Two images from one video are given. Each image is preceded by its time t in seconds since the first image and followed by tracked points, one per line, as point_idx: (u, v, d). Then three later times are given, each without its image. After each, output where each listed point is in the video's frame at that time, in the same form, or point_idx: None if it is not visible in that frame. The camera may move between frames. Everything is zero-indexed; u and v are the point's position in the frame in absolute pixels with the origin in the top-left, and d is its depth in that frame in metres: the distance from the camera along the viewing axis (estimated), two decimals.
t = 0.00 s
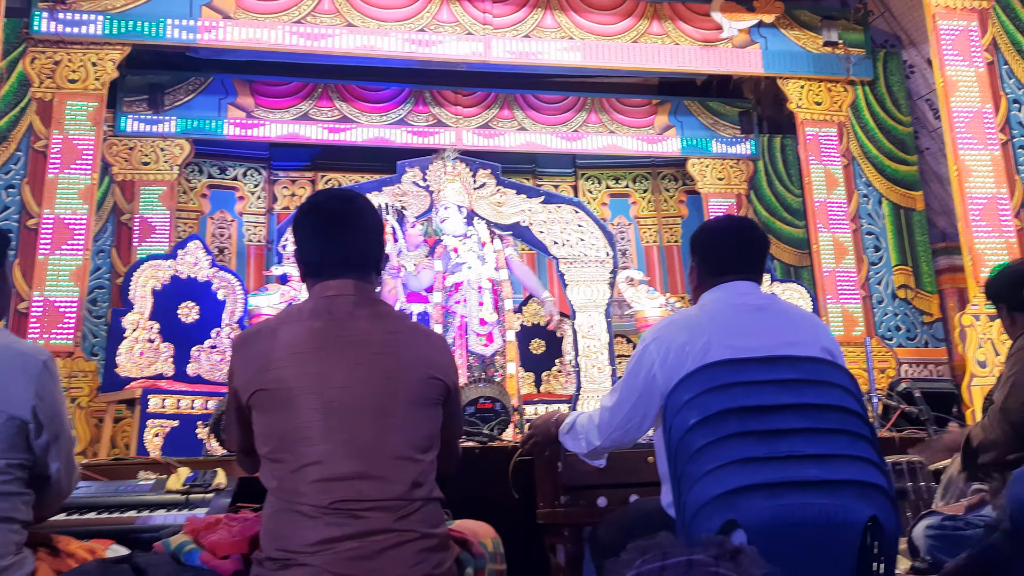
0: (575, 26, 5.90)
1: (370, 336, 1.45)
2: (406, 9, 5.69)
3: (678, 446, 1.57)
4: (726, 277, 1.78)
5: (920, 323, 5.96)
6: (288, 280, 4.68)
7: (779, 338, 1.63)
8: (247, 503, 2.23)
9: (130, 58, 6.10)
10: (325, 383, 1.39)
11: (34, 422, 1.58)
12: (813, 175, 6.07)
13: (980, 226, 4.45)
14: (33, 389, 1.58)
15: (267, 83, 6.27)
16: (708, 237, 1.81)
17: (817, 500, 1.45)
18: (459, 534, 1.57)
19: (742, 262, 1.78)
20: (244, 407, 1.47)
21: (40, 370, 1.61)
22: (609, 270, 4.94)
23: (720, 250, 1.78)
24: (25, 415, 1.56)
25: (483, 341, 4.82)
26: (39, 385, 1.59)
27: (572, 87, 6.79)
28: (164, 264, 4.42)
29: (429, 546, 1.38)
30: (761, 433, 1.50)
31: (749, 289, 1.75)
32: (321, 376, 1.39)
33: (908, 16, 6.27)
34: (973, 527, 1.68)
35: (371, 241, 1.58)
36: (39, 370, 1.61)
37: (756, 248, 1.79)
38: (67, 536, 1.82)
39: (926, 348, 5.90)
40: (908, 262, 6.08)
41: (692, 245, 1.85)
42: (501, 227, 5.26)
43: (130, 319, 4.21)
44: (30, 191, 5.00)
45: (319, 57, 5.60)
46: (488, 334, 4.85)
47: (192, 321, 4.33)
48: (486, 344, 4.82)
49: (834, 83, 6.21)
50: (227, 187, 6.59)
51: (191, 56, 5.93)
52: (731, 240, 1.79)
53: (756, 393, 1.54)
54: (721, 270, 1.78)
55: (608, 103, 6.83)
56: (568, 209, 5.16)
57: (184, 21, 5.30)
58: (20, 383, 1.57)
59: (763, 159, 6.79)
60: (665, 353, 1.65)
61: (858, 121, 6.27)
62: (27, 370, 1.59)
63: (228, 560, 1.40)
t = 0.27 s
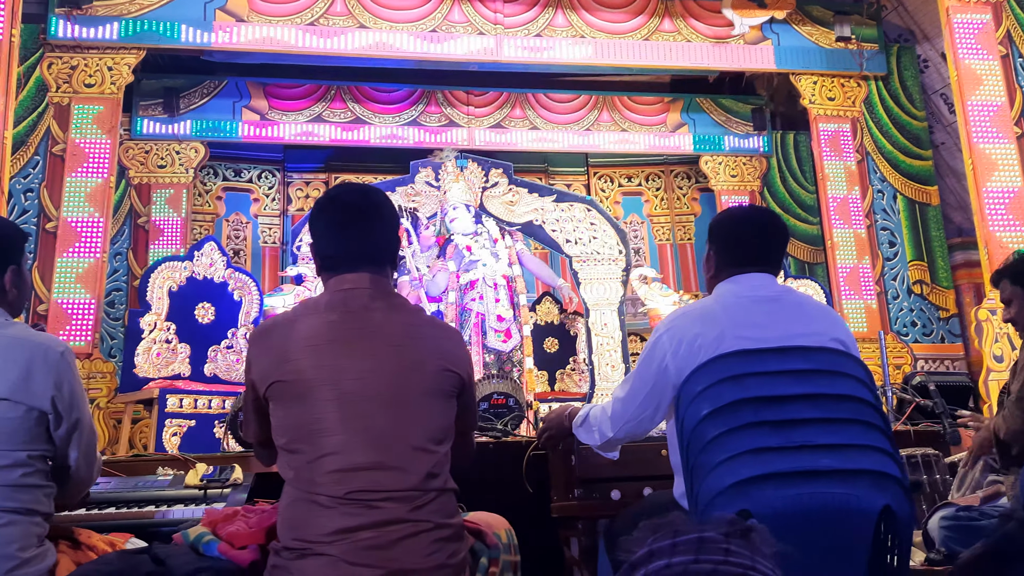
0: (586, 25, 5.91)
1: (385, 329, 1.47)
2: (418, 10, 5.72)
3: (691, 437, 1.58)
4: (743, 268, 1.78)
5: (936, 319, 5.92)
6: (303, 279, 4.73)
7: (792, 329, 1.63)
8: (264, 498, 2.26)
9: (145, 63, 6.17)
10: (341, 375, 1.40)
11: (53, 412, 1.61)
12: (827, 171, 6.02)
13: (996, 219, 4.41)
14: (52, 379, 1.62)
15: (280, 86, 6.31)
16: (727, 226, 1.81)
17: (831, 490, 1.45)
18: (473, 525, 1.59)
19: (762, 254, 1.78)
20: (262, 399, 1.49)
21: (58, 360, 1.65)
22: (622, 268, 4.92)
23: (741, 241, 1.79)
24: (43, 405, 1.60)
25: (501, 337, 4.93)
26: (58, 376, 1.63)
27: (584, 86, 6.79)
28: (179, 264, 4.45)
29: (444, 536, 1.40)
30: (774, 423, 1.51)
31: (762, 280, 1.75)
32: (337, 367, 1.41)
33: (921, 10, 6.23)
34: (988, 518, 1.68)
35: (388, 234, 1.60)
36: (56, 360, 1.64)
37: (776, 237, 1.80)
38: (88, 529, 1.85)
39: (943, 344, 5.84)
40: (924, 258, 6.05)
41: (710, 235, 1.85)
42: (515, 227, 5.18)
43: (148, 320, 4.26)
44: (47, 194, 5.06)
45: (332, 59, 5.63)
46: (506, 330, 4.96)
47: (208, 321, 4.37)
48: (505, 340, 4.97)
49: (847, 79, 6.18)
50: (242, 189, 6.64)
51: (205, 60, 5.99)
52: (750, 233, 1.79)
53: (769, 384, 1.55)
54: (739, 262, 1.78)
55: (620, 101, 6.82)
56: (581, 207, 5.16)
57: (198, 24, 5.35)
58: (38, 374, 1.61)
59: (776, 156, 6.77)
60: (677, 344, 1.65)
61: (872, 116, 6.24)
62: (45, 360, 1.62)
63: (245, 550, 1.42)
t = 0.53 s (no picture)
0: (588, 24, 5.91)
1: (383, 326, 1.47)
2: (421, 11, 5.73)
3: (689, 433, 1.58)
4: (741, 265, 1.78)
5: (942, 317, 5.89)
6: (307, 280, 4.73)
7: (790, 325, 1.63)
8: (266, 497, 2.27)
9: (150, 66, 6.19)
10: (339, 371, 1.41)
11: (55, 410, 1.63)
12: (831, 169, 6.00)
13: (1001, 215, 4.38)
14: (53, 378, 1.64)
15: (284, 88, 6.33)
16: (729, 221, 1.80)
17: (828, 484, 1.45)
18: (472, 521, 1.59)
19: (762, 250, 1.78)
20: (261, 396, 1.50)
21: (59, 359, 1.66)
22: (626, 267, 4.92)
23: (742, 237, 1.78)
24: (45, 403, 1.61)
25: (505, 337, 4.86)
26: (59, 374, 1.65)
27: (587, 86, 6.79)
28: (184, 266, 4.47)
29: (441, 531, 1.40)
30: (771, 418, 1.51)
31: (760, 276, 1.75)
32: (335, 364, 1.42)
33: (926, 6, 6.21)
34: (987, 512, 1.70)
35: (387, 233, 1.60)
36: (57, 359, 1.66)
37: (777, 234, 1.80)
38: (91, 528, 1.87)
39: (949, 341, 5.81)
40: (929, 255, 6.02)
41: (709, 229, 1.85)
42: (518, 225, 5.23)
43: (153, 321, 4.27)
44: (53, 197, 5.09)
45: (335, 60, 5.65)
46: (509, 329, 4.89)
47: (214, 323, 4.40)
48: (509, 339, 4.86)
49: (851, 76, 6.15)
50: (247, 192, 6.66)
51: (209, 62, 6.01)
52: (749, 230, 1.79)
53: (766, 379, 1.55)
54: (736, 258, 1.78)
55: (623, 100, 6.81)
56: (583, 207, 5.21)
57: (202, 27, 5.37)
58: (40, 372, 1.62)
59: (780, 154, 6.75)
60: (675, 341, 1.65)
61: (876, 113, 6.22)
62: (45, 360, 1.64)
63: (244, 546, 1.43)
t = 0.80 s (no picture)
0: (586, 27, 5.92)
1: (376, 327, 1.48)
2: (419, 14, 5.74)
3: (681, 432, 1.59)
4: (735, 265, 1.79)
5: (941, 317, 5.89)
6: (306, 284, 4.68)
7: (781, 324, 1.64)
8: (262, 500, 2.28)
9: (149, 71, 6.21)
10: (332, 372, 1.42)
11: (53, 414, 1.64)
12: (829, 170, 6.02)
13: (999, 216, 4.38)
14: (52, 382, 1.65)
15: (284, 92, 6.34)
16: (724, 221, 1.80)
17: (819, 483, 1.46)
18: (466, 522, 1.60)
19: (755, 251, 1.80)
20: (255, 397, 1.51)
21: (58, 364, 1.68)
22: (625, 269, 4.99)
23: (736, 238, 1.79)
24: (44, 407, 1.62)
25: (501, 339, 4.91)
26: (57, 379, 1.66)
27: (586, 88, 6.81)
28: (184, 271, 4.47)
29: (434, 532, 1.41)
30: (762, 417, 1.51)
31: (752, 276, 1.76)
32: (328, 365, 1.43)
33: (924, 8, 6.21)
34: (980, 511, 1.68)
35: (380, 234, 1.61)
36: (57, 364, 1.67)
37: (768, 236, 1.81)
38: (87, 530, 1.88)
39: (949, 342, 5.81)
40: (928, 256, 6.02)
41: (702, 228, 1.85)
42: (518, 228, 5.42)
43: (153, 326, 4.23)
44: (54, 203, 5.10)
45: (334, 65, 5.67)
46: (506, 331, 4.95)
47: (213, 327, 4.41)
48: (505, 342, 4.90)
49: (849, 78, 6.17)
50: (248, 196, 6.68)
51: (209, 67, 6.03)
52: (740, 231, 1.80)
53: (758, 378, 1.55)
54: (730, 258, 1.79)
55: (622, 103, 6.82)
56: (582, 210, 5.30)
57: (201, 32, 5.39)
58: (39, 376, 1.63)
59: (779, 156, 6.76)
60: (667, 341, 1.66)
61: (875, 115, 6.22)
62: (45, 363, 1.65)
63: (239, 547, 1.44)
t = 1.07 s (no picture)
0: (584, 37, 5.94)
1: (372, 337, 1.50)
2: (418, 25, 5.76)
3: (675, 440, 1.60)
4: (725, 273, 1.81)
5: (940, 324, 5.90)
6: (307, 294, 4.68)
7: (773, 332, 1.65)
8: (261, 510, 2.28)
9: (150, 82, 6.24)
10: (328, 382, 1.44)
11: (54, 423, 1.66)
12: (826, 177, 6.06)
13: (997, 222, 4.39)
14: (52, 390, 1.67)
15: (284, 102, 6.37)
16: (714, 231, 1.82)
17: (812, 490, 1.47)
18: (463, 530, 1.62)
19: (745, 260, 1.82)
20: (252, 408, 1.52)
21: (56, 372, 1.70)
22: (625, 276, 5.16)
23: (726, 247, 1.81)
24: (45, 415, 1.64)
25: (496, 347, 4.86)
26: (57, 387, 1.68)
27: (585, 97, 6.84)
28: (185, 281, 4.51)
29: (430, 540, 1.42)
30: (755, 425, 1.52)
31: (744, 285, 1.77)
32: (324, 375, 1.44)
33: (920, 15, 6.24)
34: (974, 516, 1.71)
35: (374, 245, 1.63)
36: (55, 373, 1.69)
37: (756, 245, 1.84)
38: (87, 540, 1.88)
39: (947, 349, 5.83)
40: (927, 263, 6.03)
41: (691, 237, 1.86)
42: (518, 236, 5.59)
43: (154, 335, 4.27)
44: (55, 214, 5.13)
45: (334, 75, 5.70)
46: (502, 340, 4.90)
47: (213, 337, 4.40)
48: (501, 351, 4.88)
49: (846, 85, 6.20)
50: (248, 206, 6.71)
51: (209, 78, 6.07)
52: (729, 239, 1.82)
53: (750, 386, 1.57)
54: (722, 267, 1.81)
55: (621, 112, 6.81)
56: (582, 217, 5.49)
57: (201, 44, 5.43)
58: (40, 384, 1.65)
59: (778, 163, 6.78)
60: (661, 350, 1.68)
61: (872, 122, 6.24)
62: (45, 372, 1.67)
63: (236, 556, 1.45)
